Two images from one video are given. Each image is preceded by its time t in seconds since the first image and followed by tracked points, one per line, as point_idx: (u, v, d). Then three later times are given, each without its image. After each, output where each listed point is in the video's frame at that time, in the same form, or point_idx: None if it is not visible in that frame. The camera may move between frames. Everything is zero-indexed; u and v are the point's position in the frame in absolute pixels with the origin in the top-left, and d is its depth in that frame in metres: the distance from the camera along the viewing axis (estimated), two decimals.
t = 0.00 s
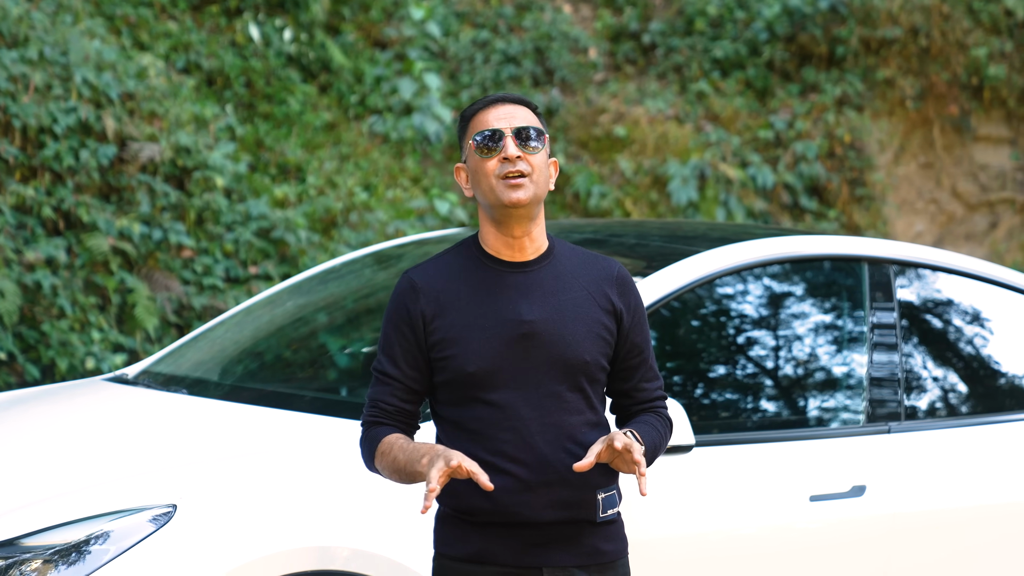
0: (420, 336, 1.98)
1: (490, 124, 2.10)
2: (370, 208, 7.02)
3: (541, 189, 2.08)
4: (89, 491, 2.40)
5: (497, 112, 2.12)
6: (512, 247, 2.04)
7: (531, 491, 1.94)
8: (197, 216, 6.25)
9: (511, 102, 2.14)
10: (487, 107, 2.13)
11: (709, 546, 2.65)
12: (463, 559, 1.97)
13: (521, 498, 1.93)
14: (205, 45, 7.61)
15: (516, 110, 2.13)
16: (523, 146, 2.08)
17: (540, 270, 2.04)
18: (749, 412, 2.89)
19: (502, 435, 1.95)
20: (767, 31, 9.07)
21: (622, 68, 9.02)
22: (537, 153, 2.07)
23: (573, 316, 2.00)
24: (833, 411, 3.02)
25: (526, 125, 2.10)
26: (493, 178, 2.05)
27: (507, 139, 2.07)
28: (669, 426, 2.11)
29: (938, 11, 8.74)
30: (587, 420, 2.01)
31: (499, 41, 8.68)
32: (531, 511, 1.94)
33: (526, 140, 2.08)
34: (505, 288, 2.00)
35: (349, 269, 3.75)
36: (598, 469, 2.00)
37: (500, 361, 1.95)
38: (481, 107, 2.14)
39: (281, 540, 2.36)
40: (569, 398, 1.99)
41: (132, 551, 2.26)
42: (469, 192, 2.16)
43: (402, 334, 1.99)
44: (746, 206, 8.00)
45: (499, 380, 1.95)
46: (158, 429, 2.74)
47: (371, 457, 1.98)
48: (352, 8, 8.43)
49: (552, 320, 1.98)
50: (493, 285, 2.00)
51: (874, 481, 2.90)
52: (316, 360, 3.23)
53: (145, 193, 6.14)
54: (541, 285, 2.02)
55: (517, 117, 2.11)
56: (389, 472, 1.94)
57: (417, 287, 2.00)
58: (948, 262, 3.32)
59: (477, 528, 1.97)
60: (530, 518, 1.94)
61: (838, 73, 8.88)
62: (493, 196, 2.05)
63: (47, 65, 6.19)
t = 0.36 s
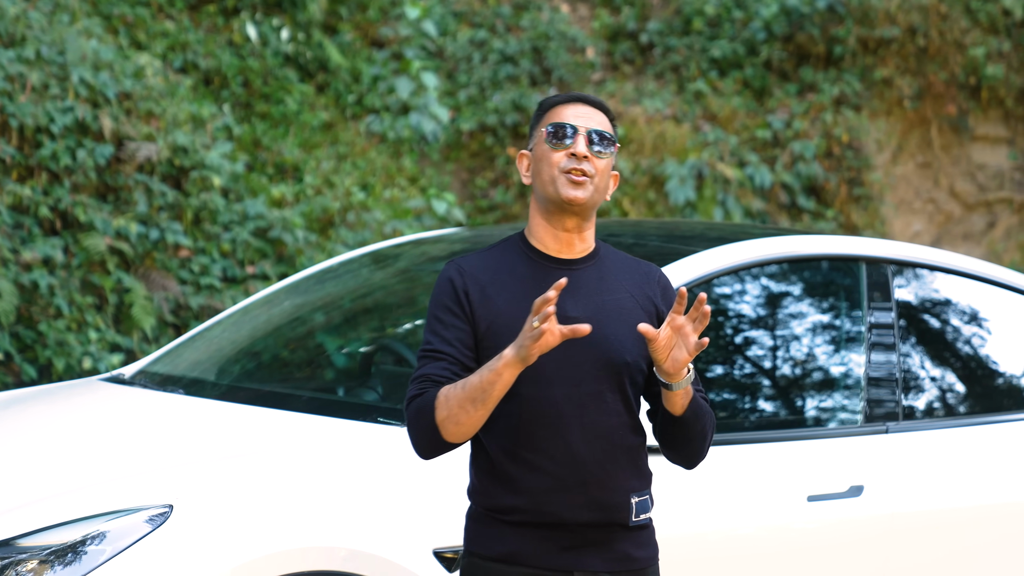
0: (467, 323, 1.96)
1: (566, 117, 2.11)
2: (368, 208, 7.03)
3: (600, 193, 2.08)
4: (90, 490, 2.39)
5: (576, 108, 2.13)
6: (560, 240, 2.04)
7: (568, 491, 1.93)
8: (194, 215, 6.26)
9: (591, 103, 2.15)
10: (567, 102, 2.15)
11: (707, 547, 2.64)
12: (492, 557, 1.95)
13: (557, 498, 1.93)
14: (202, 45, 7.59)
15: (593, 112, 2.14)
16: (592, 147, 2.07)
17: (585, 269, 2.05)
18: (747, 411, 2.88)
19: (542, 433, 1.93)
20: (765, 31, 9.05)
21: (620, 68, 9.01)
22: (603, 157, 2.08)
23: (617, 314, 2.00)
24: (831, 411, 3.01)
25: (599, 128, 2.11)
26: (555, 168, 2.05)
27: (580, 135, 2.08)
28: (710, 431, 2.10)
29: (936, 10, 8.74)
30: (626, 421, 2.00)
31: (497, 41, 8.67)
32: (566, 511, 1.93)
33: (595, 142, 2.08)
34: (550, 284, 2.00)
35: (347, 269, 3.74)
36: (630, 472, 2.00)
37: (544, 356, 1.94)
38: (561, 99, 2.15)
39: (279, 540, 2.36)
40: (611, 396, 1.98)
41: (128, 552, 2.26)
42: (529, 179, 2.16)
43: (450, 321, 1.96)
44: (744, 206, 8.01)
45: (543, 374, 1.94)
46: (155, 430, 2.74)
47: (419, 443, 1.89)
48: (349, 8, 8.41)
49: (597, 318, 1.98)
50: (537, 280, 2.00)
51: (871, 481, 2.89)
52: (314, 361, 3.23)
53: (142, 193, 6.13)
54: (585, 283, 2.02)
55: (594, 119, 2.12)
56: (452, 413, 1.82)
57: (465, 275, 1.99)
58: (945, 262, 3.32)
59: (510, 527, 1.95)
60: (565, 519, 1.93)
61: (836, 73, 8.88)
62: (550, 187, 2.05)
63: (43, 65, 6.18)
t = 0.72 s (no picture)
0: (541, 325, 1.96)
1: (649, 142, 2.06)
2: (364, 208, 7.03)
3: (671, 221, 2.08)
4: (85, 489, 2.38)
5: (660, 130, 2.08)
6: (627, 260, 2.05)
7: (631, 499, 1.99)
8: (190, 215, 6.25)
9: (677, 124, 2.10)
10: (651, 120, 2.09)
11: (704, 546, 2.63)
12: (552, 560, 1.99)
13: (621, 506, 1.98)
14: (198, 43, 7.58)
15: (676, 135, 2.09)
16: (671, 179, 2.05)
17: (652, 276, 2.07)
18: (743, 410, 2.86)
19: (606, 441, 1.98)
20: (762, 30, 9.06)
21: (616, 67, 9.02)
22: (681, 190, 2.06)
23: (682, 324, 2.04)
24: (827, 410, 3.00)
25: (680, 156, 2.07)
26: (630, 195, 2.04)
27: (662, 164, 2.05)
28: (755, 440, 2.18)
29: (933, 10, 8.74)
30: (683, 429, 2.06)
31: (493, 40, 8.66)
32: (627, 519, 1.99)
33: (675, 171, 2.06)
34: (618, 290, 2.02)
35: (342, 268, 3.73)
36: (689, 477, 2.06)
37: (614, 365, 1.97)
38: (646, 116, 2.10)
39: (274, 539, 2.35)
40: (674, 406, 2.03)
41: (122, 551, 2.24)
42: (603, 184, 2.16)
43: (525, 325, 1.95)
44: (740, 205, 8.02)
45: (612, 383, 1.97)
46: (149, 429, 2.73)
47: (495, 452, 1.90)
48: (346, 7, 8.41)
49: (664, 328, 2.02)
50: (606, 285, 2.01)
51: (866, 480, 2.88)
52: (309, 360, 3.23)
53: (138, 192, 6.13)
54: (652, 290, 2.04)
55: (678, 146, 2.07)
56: (546, 452, 1.84)
57: (536, 277, 1.98)
58: (941, 262, 3.32)
59: (570, 531, 1.99)
60: (626, 525, 1.99)
61: (832, 72, 8.88)
62: (624, 214, 2.04)
63: (39, 64, 6.17)
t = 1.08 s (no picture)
0: (557, 335, 1.97)
1: (648, 139, 2.04)
2: (360, 207, 7.03)
3: (687, 214, 2.04)
4: (77, 489, 2.37)
5: (658, 125, 2.05)
6: (649, 260, 2.01)
7: (656, 503, 1.96)
8: (185, 215, 6.25)
9: (675, 117, 2.07)
10: (647, 118, 2.06)
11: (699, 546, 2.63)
12: (581, 564, 1.99)
13: (646, 510, 1.96)
14: (194, 44, 7.58)
15: (676, 127, 2.05)
16: (677, 171, 2.01)
17: (675, 277, 2.03)
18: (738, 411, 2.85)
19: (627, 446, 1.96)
20: (758, 30, 9.05)
21: (612, 67, 9.02)
22: (689, 181, 2.02)
23: (705, 326, 2.01)
24: (822, 410, 2.99)
25: (683, 147, 2.04)
26: (641, 197, 2.01)
27: (665, 159, 2.02)
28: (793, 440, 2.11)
29: (928, 10, 8.75)
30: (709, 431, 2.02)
31: (489, 40, 8.67)
32: (654, 523, 1.96)
33: (681, 163, 2.02)
34: (637, 293, 1.99)
35: (337, 268, 3.72)
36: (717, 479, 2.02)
37: (634, 370, 1.95)
38: (642, 115, 2.07)
39: (266, 539, 2.33)
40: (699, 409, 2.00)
41: (113, 551, 2.23)
42: (614, 194, 2.13)
43: (541, 335, 1.96)
44: (736, 205, 8.02)
45: (632, 388, 1.95)
46: (142, 429, 2.72)
47: (513, 460, 1.93)
48: (342, 7, 8.40)
49: (686, 330, 1.98)
50: (624, 289, 1.99)
51: (860, 479, 2.87)
52: (305, 359, 3.24)
53: (133, 192, 6.13)
54: (673, 292, 2.01)
55: (679, 136, 2.04)
56: (560, 462, 1.87)
57: (553, 285, 1.99)
58: (937, 262, 3.31)
59: (598, 535, 1.98)
60: (653, 530, 1.96)
61: (828, 72, 8.88)
62: (637, 215, 2.01)
63: (34, 64, 6.16)
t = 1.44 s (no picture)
0: (542, 333, 1.99)
1: (626, 127, 2.05)
2: (355, 208, 7.02)
3: (674, 199, 2.03)
4: (70, 490, 2.37)
5: (636, 117, 2.07)
6: (639, 249, 2.00)
7: (632, 500, 1.94)
8: (180, 215, 6.26)
9: (653, 108, 2.09)
10: (625, 111, 2.09)
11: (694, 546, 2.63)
12: (562, 560, 2.01)
13: (622, 507, 1.94)
14: (189, 44, 7.59)
15: (654, 117, 2.07)
16: (657, 156, 2.02)
17: (664, 276, 2.00)
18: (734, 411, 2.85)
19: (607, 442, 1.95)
20: (754, 31, 9.05)
21: (609, 68, 9.02)
22: (671, 167, 2.02)
23: (690, 325, 1.96)
24: (817, 410, 2.98)
25: (662, 135, 2.04)
26: (624, 187, 2.01)
27: (643, 145, 2.03)
28: (787, 447, 2.02)
29: (924, 10, 8.75)
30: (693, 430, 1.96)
31: (485, 41, 8.67)
32: (631, 521, 1.94)
33: (661, 149, 2.03)
34: (622, 291, 1.98)
35: (332, 268, 3.72)
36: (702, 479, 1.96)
37: (614, 367, 1.93)
38: (621, 110, 2.09)
39: (259, 539, 2.33)
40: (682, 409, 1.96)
41: (106, 551, 2.22)
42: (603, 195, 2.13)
43: (526, 330, 2.00)
44: (732, 206, 8.02)
45: (611, 385, 1.94)
46: (137, 429, 2.71)
47: (493, 453, 1.99)
48: (338, 8, 8.39)
49: (669, 329, 1.95)
50: (610, 286, 1.99)
51: (854, 480, 2.87)
52: (299, 360, 3.21)
53: (129, 192, 6.13)
54: (660, 291, 1.98)
55: (656, 124, 2.06)
56: (520, 460, 1.92)
57: (542, 281, 2.02)
58: (932, 262, 3.31)
59: (582, 532, 1.99)
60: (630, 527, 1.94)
61: (824, 73, 8.89)
62: (622, 204, 2.01)
63: (30, 64, 6.16)
